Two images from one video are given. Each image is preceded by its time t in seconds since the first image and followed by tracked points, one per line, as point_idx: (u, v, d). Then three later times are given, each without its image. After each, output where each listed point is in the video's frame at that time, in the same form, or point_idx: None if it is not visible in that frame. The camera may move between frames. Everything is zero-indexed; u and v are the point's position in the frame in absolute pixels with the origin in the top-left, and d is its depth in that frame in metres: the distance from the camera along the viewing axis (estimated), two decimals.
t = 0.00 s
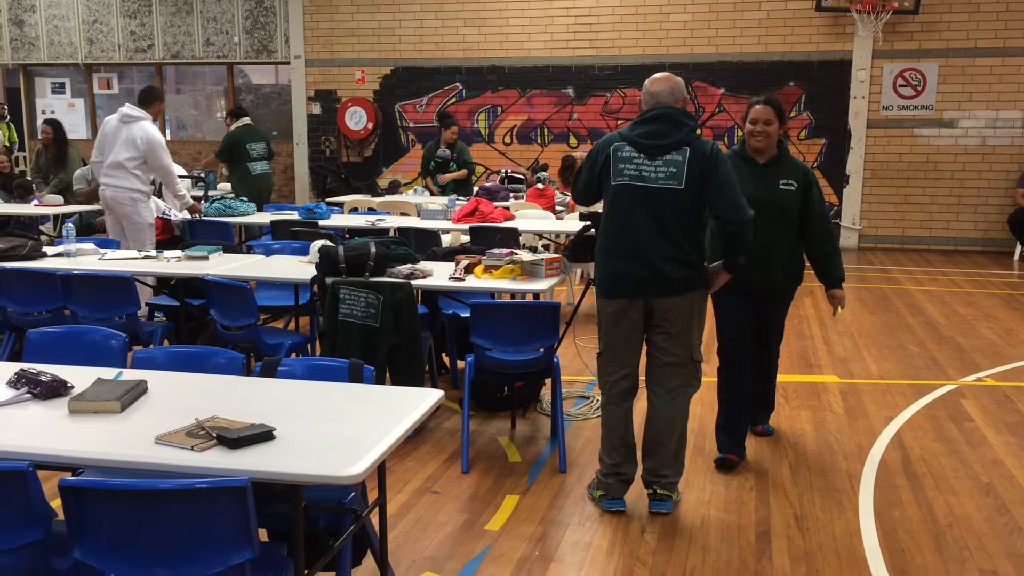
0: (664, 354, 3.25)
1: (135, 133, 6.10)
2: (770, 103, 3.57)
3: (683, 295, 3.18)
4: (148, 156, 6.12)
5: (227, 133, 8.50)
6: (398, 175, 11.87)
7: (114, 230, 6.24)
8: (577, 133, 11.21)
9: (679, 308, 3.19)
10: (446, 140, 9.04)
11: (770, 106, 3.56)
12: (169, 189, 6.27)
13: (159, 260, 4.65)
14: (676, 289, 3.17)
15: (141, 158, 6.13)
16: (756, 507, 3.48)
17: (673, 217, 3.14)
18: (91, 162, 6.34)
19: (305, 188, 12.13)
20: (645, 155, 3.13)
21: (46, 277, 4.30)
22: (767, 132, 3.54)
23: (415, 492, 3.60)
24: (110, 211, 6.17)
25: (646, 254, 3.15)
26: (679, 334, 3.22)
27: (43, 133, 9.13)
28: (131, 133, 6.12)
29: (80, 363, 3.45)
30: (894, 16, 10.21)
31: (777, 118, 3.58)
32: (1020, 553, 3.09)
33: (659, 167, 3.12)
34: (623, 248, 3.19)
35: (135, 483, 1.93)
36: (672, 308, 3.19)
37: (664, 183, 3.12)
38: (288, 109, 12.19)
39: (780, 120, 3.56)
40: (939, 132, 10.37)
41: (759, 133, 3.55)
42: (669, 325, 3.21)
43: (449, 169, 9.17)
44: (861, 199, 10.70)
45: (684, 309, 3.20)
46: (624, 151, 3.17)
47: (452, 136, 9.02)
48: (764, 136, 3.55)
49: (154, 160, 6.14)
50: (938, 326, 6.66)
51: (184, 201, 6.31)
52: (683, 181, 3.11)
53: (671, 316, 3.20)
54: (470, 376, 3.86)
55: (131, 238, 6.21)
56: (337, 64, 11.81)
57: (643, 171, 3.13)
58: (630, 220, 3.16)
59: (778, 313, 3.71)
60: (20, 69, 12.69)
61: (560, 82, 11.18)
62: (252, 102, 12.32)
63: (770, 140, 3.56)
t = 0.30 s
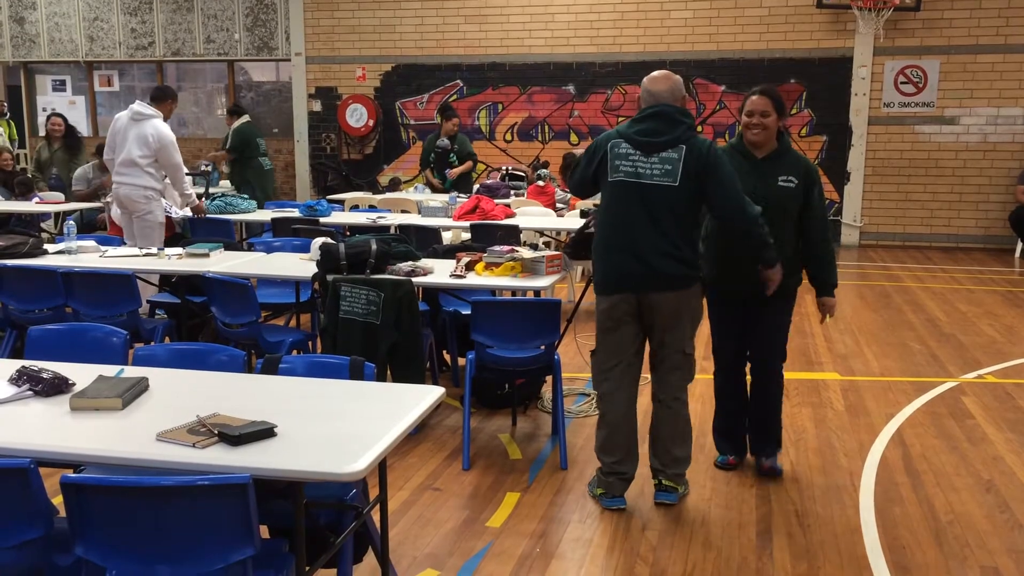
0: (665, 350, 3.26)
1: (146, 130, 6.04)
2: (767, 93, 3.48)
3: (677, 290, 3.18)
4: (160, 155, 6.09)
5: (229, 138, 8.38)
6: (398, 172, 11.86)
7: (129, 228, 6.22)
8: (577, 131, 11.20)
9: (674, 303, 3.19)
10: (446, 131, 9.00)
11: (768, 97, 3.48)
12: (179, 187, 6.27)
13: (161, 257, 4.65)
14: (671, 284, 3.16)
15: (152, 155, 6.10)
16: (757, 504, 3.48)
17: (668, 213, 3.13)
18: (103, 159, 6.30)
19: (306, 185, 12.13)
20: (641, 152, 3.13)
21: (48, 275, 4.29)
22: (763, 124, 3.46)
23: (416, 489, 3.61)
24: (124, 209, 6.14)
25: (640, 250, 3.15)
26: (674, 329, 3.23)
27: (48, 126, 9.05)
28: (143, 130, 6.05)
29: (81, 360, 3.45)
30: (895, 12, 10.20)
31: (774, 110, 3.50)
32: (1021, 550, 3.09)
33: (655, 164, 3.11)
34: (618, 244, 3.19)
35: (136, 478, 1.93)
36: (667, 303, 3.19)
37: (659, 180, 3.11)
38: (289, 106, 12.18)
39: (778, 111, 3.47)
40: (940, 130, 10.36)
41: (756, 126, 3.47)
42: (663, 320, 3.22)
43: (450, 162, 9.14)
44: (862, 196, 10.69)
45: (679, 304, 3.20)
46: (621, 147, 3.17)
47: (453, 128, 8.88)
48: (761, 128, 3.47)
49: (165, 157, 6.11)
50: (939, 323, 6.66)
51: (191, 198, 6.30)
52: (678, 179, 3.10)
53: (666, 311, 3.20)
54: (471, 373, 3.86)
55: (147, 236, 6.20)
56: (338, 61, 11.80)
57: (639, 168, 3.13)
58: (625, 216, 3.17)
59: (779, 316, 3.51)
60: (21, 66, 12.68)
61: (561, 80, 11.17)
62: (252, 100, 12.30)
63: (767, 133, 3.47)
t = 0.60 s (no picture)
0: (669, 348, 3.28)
1: (150, 128, 6.05)
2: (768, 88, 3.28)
3: (687, 289, 3.20)
4: (162, 153, 6.08)
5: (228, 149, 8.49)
6: (399, 170, 11.86)
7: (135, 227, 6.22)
8: (578, 129, 11.19)
9: (684, 302, 3.21)
10: (446, 124, 9.03)
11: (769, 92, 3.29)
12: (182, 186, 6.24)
13: (161, 255, 4.65)
14: (682, 282, 3.18)
15: (156, 153, 6.09)
16: (757, 502, 3.48)
17: (686, 211, 3.14)
18: (109, 158, 6.32)
19: (307, 184, 12.13)
20: (661, 149, 3.14)
21: (49, 273, 4.29)
22: (763, 121, 3.28)
23: (416, 487, 3.61)
24: (130, 208, 6.16)
25: (657, 246, 3.16)
26: (684, 328, 3.25)
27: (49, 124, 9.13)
28: (145, 128, 6.06)
29: (82, 359, 3.45)
30: (896, 11, 10.20)
31: (775, 106, 3.32)
32: (1021, 549, 3.09)
33: (675, 162, 3.13)
34: (633, 239, 3.19)
35: (137, 477, 1.93)
36: (678, 301, 3.21)
37: (679, 178, 3.12)
38: (289, 104, 12.18)
39: (778, 107, 3.28)
40: (941, 128, 10.35)
41: (755, 122, 3.29)
42: (671, 319, 3.23)
43: (449, 155, 9.11)
44: (863, 195, 10.69)
45: (689, 302, 3.22)
46: (641, 144, 3.17)
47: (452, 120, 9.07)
48: (760, 125, 3.30)
49: (167, 156, 6.10)
50: (939, 322, 6.66)
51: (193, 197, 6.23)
52: (698, 177, 3.12)
53: (675, 309, 3.22)
54: (471, 372, 3.86)
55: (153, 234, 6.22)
56: (339, 60, 11.80)
57: (659, 164, 3.14)
58: (642, 212, 3.17)
59: (784, 320, 3.34)
60: (21, 64, 12.66)
61: (561, 78, 11.16)
62: (252, 98, 12.28)
63: (766, 130, 3.30)
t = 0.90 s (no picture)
0: (672, 346, 3.29)
1: (149, 123, 6.05)
2: (754, 87, 3.17)
3: (694, 286, 3.20)
4: (161, 148, 6.06)
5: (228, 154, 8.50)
6: (400, 168, 11.86)
7: (143, 225, 6.23)
8: (578, 127, 11.18)
9: (691, 299, 3.22)
10: (441, 121, 9.02)
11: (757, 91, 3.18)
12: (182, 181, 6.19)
13: (162, 253, 4.65)
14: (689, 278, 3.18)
15: (155, 148, 6.08)
16: (758, 501, 3.48)
17: (695, 206, 3.15)
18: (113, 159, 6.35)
19: (307, 181, 12.13)
20: (673, 144, 3.17)
21: (49, 270, 4.29)
22: (748, 119, 3.19)
23: (416, 485, 3.61)
24: (136, 206, 6.17)
25: (664, 240, 3.17)
26: (690, 327, 3.25)
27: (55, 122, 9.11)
28: (145, 124, 6.07)
29: (82, 357, 3.46)
30: (897, 9, 10.19)
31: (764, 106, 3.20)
32: (1021, 547, 3.09)
33: (686, 156, 3.14)
34: (642, 233, 3.21)
35: (137, 474, 1.93)
36: (683, 298, 3.21)
37: (689, 172, 3.14)
38: (290, 102, 12.17)
39: (764, 106, 3.19)
40: (942, 126, 10.34)
41: (740, 120, 3.21)
42: (676, 317, 3.23)
43: (444, 152, 9.11)
44: (864, 193, 10.68)
45: (693, 299, 3.22)
46: (652, 139, 3.20)
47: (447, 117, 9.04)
48: (744, 124, 3.22)
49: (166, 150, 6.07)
50: (939, 320, 6.66)
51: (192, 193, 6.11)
52: (708, 173, 3.13)
53: (681, 306, 3.22)
54: (471, 370, 3.86)
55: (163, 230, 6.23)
56: (339, 58, 11.79)
57: (669, 159, 3.16)
58: (651, 206, 3.19)
59: (783, 320, 3.34)
60: (22, 62, 12.64)
61: (562, 76, 11.15)
62: (253, 96, 12.27)
63: (751, 128, 3.22)
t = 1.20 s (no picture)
0: (670, 345, 3.28)
1: (148, 118, 6.04)
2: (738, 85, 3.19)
3: (692, 283, 3.19)
4: (157, 141, 6.01)
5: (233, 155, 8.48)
6: (398, 166, 11.85)
7: (149, 220, 6.22)
8: (577, 125, 11.18)
9: (688, 298, 3.21)
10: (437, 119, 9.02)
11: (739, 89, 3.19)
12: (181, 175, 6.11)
13: (159, 251, 4.64)
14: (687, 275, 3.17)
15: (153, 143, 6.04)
16: (756, 499, 3.48)
17: (692, 202, 3.15)
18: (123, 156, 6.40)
19: (305, 179, 12.12)
20: (669, 140, 3.17)
21: (46, 268, 4.29)
22: (733, 117, 3.20)
23: (415, 483, 3.61)
24: (142, 201, 6.17)
25: (662, 236, 3.17)
26: (689, 325, 3.25)
27: (61, 121, 9.08)
28: (145, 119, 6.06)
29: (79, 354, 3.45)
30: (895, 7, 10.18)
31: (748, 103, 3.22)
32: (1018, 545, 3.10)
33: (682, 152, 3.15)
34: (640, 228, 3.22)
35: (136, 473, 1.93)
36: (679, 294, 3.20)
37: (685, 168, 3.14)
38: (288, 100, 12.15)
39: (748, 103, 3.20)
40: (940, 124, 10.35)
41: (726, 119, 3.21)
42: (674, 316, 3.23)
43: (439, 149, 9.10)
44: (862, 191, 10.69)
45: (690, 296, 3.21)
46: (650, 134, 3.21)
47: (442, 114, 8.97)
48: (730, 122, 3.22)
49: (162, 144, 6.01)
50: (937, 318, 6.67)
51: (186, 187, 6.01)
52: (703, 169, 3.13)
53: (679, 304, 3.21)
54: (470, 367, 3.85)
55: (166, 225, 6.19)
56: (338, 55, 11.78)
57: (666, 154, 3.16)
58: (649, 201, 3.19)
59: (780, 318, 3.34)
60: (19, 59, 12.61)
61: (560, 74, 11.15)
62: (251, 93, 12.25)
63: (736, 127, 3.22)
